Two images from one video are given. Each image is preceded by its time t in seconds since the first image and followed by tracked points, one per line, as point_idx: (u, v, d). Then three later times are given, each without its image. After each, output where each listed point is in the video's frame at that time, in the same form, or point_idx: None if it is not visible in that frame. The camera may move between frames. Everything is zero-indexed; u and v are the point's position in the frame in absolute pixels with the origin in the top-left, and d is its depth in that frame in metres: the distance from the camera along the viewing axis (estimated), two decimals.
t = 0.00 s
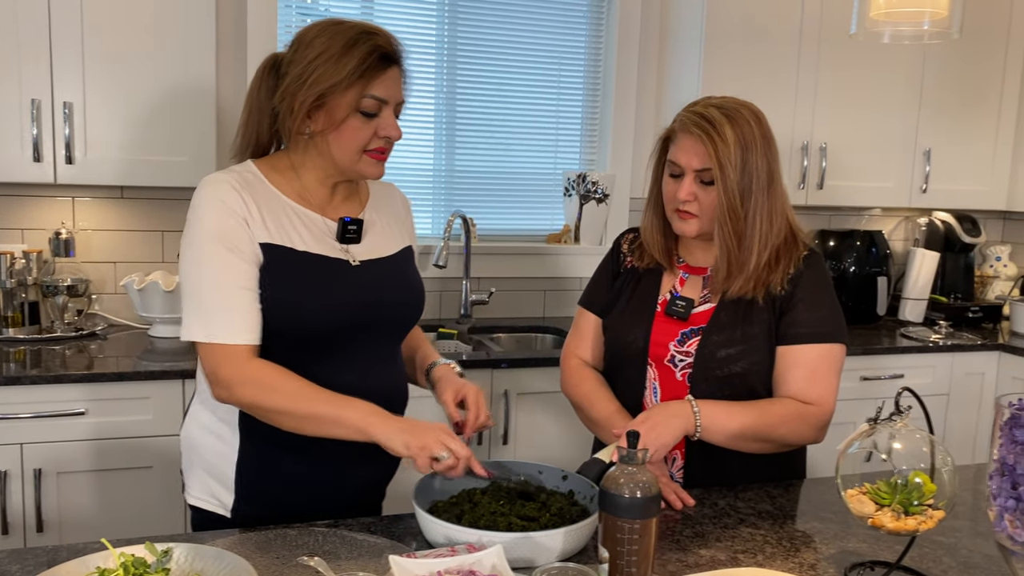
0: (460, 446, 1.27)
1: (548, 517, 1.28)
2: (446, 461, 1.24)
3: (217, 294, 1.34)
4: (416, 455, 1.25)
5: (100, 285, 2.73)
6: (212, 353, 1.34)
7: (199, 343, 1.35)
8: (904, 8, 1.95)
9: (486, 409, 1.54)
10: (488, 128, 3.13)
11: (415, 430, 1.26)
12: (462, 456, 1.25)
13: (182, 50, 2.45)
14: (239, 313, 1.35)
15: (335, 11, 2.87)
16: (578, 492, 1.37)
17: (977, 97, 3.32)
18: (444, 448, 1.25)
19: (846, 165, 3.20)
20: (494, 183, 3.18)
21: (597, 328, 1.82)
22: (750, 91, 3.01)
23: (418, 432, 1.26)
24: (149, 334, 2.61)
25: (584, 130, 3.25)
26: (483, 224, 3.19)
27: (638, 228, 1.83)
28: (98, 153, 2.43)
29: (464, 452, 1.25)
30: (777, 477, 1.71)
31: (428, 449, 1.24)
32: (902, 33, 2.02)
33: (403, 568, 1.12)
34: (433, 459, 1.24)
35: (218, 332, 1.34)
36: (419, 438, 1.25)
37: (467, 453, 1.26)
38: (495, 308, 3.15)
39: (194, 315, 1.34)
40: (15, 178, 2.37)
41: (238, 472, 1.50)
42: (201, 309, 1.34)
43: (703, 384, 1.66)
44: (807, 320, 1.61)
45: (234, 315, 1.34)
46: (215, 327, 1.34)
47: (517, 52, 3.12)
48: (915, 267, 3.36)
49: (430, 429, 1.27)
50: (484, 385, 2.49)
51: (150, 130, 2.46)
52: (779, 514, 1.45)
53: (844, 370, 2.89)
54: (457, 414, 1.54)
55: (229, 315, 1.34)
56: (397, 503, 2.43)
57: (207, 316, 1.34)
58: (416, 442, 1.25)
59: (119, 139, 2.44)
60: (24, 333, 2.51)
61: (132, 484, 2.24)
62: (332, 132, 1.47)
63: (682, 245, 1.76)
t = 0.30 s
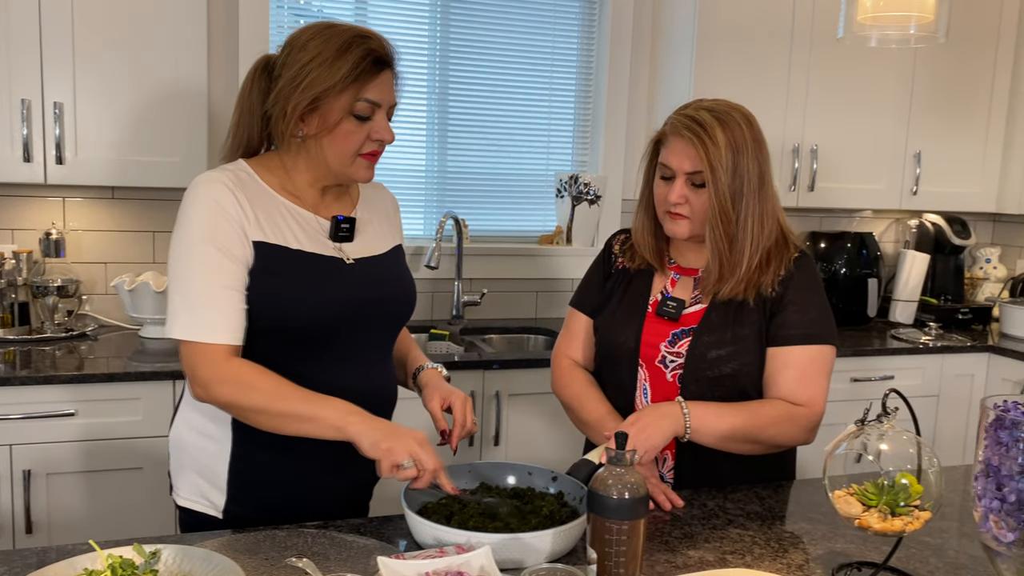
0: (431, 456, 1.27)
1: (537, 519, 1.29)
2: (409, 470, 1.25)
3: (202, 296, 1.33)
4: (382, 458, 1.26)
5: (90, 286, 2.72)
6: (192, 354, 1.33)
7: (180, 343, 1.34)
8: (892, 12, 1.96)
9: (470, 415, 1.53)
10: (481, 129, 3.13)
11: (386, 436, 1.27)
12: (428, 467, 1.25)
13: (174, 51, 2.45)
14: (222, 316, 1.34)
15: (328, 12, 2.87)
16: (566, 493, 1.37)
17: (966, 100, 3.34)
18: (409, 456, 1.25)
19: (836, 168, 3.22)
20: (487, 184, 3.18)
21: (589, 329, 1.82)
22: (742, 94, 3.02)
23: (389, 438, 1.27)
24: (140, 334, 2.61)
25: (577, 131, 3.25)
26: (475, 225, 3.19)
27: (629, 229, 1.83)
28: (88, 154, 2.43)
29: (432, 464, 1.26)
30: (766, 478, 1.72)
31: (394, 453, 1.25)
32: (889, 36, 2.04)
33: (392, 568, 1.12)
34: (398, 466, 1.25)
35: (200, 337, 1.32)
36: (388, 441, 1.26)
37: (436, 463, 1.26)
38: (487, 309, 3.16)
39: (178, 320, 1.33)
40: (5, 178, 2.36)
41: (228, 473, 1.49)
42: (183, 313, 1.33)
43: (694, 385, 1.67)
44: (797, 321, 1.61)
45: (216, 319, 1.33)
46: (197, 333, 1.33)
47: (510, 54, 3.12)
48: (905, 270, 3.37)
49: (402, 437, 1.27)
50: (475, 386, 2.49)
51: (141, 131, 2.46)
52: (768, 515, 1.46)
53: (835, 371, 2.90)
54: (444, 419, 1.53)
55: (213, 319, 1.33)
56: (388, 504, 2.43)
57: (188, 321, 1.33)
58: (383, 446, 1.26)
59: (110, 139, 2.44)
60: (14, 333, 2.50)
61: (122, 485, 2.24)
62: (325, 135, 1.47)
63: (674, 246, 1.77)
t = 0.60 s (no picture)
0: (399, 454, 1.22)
1: (528, 520, 1.29)
2: (372, 471, 1.20)
3: (187, 297, 1.34)
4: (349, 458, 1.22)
5: (81, 285, 2.71)
6: (181, 352, 1.34)
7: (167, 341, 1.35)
8: (883, 13, 1.97)
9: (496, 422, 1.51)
10: (474, 129, 3.13)
11: (357, 432, 1.23)
12: (389, 470, 1.19)
13: (165, 50, 2.44)
14: (210, 317, 1.34)
15: (321, 12, 2.87)
16: (558, 494, 1.37)
17: (957, 101, 3.35)
18: (374, 454, 1.21)
19: (828, 168, 3.22)
20: (479, 184, 3.18)
21: (581, 329, 1.82)
22: (734, 95, 3.03)
23: (359, 435, 1.22)
24: (131, 334, 2.60)
25: (570, 131, 3.25)
26: (467, 225, 3.19)
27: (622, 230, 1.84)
28: (79, 153, 2.42)
29: (394, 464, 1.20)
30: (758, 478, 1.72)
31: (359, 453, 1.21)
32: (879, 38, 2.04)
33: (382, 569, 1.11)
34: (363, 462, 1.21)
35: (188, 339, 1.33)
36: (357, 435, 1.23)
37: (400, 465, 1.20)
38: (479, 309, 3.16)
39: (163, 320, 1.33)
40: None
41: (215, 473, 1.49)
42: (168, 313, 1.33)
43: (686, 386, 1.67)
44: (788, 322, 1.61)
45: (204, 320, 1.34)
46: (184, 334, 1.33)
47: (503, 54, 3.12)
48: (897, 271, 3.38)
49: (373, 432, 1.23)
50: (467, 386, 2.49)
51: (133, 131, 2.45)
52: (759, 515, 1.46)
53: (827, 372, 2.91)
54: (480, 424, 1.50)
55: (200, 320, 1.33)
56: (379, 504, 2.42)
57: (175, 322, 1.33)
58: (350, 445, 1.22)
59: (101, 139, 2.43)
60: (4, 333, 2.49)
61: (113, 485, 2.23)
62: (313, 132, 1.47)
63: (666, 246, 1.77)
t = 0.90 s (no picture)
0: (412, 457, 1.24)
1: (525, 518, 1.29)
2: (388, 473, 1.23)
3: (188, 295, 1.33)
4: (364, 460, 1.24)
5: (75, 285, 2.70)
6: (180, 351, 1.34)
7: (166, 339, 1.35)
8: (880, 13, 1.97)
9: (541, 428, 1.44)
10: (471, 129, 3.13)
11: (369, 436, 1.24)
12: (404, 471, 1.22)
13: (161, 48, 2.43)
14: (211, 313, 1.34)
15: (316, 11, 2.86)
16: (555, 493, 1.37)
17: (952, 102, 3.36)
18: (389, 459, 1.23)
19: (824, 169, 3.23)
20: (475, 184, 3.17)
21: (578, 329, 1.82)
22: (730, 95, 3.03)
23: (371, 441, 1.23)
24: (126, 334, 2.59)
25: (566, 132, 3.25)
26: (464, 225, 3.19)
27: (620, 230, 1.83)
28: (73, 152, 2.41)
29: (410, 466, 1.23)
30: (754, 479, 1.72)
31: (374, 456, 1.23)
32: (876, 38, 2.05)
33: (378, 569, 1.11)
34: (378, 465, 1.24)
35: (190, 337, 1.33)
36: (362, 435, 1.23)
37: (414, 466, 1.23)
38: (475, 309, 3.15)
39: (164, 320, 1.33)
40: None
41: (204, 471, 1.49)
42: (169, 313, 1.33)
43: (683, 386, 1.67)
44: (785, 322, 1.61)
45: (206, 317, 1.34)
46: (182, 330, 1.33)
47: (499, 53, 3.12)
48: (892, 271, 3.38)
49: (383, 435, 1.24)
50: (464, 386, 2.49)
51: (128, 130, 2.44)
52: (756, 515, 1.46)
53: (823, 372, 2.91)
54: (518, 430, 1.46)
55: (198, 317, 1.33)
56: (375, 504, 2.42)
57: (176, 321, 1.33)
58: (364, 450, 1.23)
59: (96, 138, 2.42)
60: None
61: (107, 485, 2.22)
62: (309, 129, 1.46)
63: (663, 247, 1.77)
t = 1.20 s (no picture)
0: (394, 446, 1.26)
1: (524, 517, 1.28)
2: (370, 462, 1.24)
3: (178, 295, 1.33)
4: (345, 449, 1.25)
5: (72, 284, 2.69)
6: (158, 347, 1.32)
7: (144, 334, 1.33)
8: (880, 11, 1.97)
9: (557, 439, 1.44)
10: (470, 129, 3.12)
11: (350, 425, 1.26)
12: (387, 460, 1.24)
13: (159, 46, 2.42)
14: (194, 311, 1.33)
15: (315, 9, 2.85)
16: (553, 492, 1.37)
17: (951, 101, 3.36)
18: (372, 446, 1.24)
19: (824, 168, 3.23)
20: (474, 183, 3.17)
21: (577, 329, 1.81)
22: (729, 94, 3.03)
23: (354, 428, 1.26)
24: (123, 333, 2.58)
25: (565, 131, 3.24)
26: (462, 224, 3.18)
27: (619, 229, 1.83)
28: (70, 150, 2.40)
29: (392, 454, 1.24)
30: (754, 478, 1.72)
31: (356, 444, 1.24)
32: (877, 36, 2.04)
33: (377, 569, 1.10)
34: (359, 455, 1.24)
35: (174, 333, 1.32)
36: (352, 430, 1.25)
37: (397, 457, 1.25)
38: (473, 308, 3.15)
39: (150, 317, 1.32)
40: None
41: (200, 470, 1.48)
42: (156, 310, 1.32)
43: (682, 385, 1.66)
44: (786, 321, 1.61)
45: (190, 314, 1.33)
46: (165, 327, 1.32)
47: (498, 52, 3.11)
48: (891, 270, 3.38)
49: (366, 425, 1.26)
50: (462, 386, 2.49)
51: (126, 129, 2.43)
52: (756, 515, 1.45)
53: (821, 371, 2.91)
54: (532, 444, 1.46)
55: (185, 316, 1.32)
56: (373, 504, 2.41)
57: (161, 318, 1.32)
58: (346, 437, 1.25)
59: (93, 136, 2.41)
60: None
61: (104, 485, 2.21)
62: (311, 128, 1.45)
63: (662, 246, 1.76)
